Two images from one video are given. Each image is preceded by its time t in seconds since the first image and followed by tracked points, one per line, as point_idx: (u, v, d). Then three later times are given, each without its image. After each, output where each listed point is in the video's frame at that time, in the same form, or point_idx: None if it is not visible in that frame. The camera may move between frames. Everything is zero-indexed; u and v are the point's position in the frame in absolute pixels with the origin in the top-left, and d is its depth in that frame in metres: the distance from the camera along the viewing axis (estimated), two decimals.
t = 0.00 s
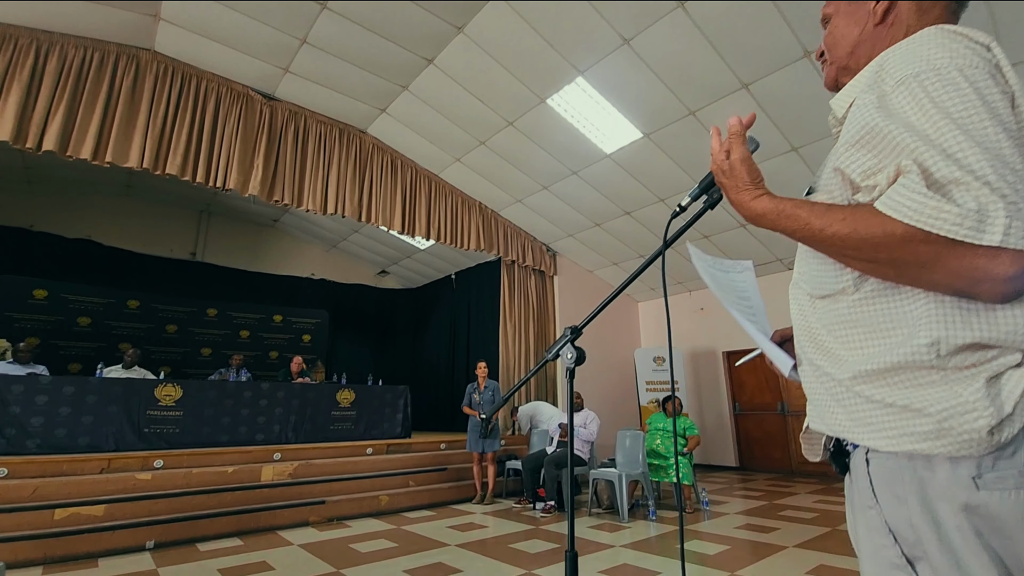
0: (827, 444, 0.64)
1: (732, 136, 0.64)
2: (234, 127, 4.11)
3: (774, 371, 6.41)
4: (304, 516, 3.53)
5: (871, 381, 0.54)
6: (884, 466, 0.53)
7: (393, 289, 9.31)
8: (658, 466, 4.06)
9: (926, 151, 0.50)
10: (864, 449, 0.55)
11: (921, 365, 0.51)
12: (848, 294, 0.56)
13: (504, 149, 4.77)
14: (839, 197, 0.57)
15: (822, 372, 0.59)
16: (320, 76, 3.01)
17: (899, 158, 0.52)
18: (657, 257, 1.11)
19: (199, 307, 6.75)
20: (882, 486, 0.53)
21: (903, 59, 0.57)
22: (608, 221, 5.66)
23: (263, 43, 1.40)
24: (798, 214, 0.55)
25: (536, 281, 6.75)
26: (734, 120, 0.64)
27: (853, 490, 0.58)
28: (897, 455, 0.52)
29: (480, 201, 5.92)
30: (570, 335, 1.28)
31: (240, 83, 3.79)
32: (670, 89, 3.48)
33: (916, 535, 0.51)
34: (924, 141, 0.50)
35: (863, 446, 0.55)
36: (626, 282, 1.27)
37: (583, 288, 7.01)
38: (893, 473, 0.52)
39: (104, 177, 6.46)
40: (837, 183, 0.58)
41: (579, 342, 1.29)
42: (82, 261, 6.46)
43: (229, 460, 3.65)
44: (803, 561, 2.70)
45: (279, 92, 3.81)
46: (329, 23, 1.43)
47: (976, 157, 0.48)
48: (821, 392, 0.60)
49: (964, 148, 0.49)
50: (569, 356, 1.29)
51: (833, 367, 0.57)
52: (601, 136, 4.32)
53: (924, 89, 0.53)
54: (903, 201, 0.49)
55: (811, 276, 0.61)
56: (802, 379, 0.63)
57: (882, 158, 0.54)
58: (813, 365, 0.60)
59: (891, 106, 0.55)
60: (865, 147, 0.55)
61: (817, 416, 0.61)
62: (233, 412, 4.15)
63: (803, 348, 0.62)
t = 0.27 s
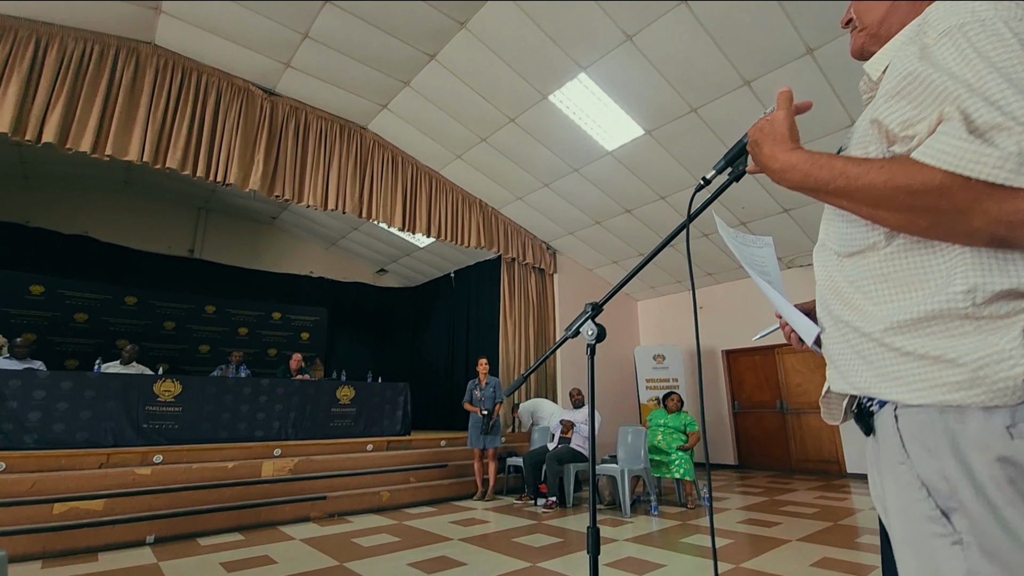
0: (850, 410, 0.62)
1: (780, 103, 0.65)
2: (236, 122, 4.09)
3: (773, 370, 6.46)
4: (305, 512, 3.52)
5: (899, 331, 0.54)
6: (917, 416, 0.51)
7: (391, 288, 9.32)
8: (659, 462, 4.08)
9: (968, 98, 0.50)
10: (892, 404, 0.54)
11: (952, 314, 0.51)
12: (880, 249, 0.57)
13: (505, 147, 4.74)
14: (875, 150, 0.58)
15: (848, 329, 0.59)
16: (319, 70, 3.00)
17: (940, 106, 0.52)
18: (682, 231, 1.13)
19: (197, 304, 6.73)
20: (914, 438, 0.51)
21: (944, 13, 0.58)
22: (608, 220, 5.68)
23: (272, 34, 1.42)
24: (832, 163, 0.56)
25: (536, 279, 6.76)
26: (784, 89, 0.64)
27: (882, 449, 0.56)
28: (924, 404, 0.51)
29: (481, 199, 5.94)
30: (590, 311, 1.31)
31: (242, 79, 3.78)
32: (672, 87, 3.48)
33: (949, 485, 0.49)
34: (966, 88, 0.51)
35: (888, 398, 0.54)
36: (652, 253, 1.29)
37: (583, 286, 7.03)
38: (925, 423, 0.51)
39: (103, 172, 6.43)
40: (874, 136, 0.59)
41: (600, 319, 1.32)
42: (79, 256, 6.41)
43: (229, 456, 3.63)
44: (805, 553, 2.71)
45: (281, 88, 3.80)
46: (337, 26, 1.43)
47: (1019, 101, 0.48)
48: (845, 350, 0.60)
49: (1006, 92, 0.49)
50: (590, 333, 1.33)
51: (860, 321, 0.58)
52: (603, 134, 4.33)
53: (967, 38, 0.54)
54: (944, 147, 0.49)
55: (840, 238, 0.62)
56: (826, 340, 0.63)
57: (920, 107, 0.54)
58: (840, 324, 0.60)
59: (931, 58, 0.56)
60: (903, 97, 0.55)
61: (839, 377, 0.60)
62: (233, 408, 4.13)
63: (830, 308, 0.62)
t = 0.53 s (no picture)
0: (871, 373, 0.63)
1: (805, 60, 0.67)
2: (234, 116, 4.07)
3: (771, 367, 6.51)
4: (305, 507, 3.51)
5: (930, 280, 0.56)
6: (949, 367, 0.53)
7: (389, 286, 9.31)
8: (660, 458, 4.10)
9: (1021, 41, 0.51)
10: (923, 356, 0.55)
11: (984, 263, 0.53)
12: (910, 203, 0.60)
13: (505, 143, 4.71)
14: (915, 101, 0.58)
15: (874, 283, 0.61)
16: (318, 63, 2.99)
17: (991, 49, 0.53)
18: (701, 202, 1.15)
19: (195, 301, 6.71)
20: (946, 389, 0.53)
21: None
22: (607, 217, 5.68)
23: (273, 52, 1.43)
24: (878, 120, 0.56)
25: (534, 277, 6.77)
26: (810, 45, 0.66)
27: (907, 405, 0.56)
28: (955, 351, 0.52)
29: (480, 196, 5.94)
30: (607, 285, 1.32)
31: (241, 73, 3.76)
32: (674, 82, 3.49)
33: (985, 433, 0.49)
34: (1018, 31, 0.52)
35: (915, 349, 0.55)
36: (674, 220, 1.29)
37: (581, 284, 7.05)
38: (956, 372, 0.52)
39: (100, 168, 6.40)
40: (914, 85, 0.59)
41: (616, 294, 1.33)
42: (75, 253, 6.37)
43: (229, 451, 3.61)
44: (807, 545, 2.72)
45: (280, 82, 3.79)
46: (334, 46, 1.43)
47: None
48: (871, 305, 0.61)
49: None
50: (607, 307, 1.34)
51: (888, 274, 0.59)
52: (604, 131, 4.33)
53: None
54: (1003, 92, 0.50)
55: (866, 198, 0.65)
56: (848, 297, 0.64)
57: (966, 53, 0.54)
58: (866, 278, 0.62)
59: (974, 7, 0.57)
60: (949, 44, 0.56)
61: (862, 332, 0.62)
62: (231, 404, 4.11)
63: (855, 264, 0.64)
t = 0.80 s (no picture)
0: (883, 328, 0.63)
1: (829, 10, 0.66)
2: (233, 111, 4.07)
3: (769, 365, 6.58)
4: (304, 501, 3.50)
5: (952, 225, 0.57)
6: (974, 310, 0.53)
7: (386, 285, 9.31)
8: (659, 453, 4.10)
9: None
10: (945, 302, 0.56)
11: (1010, 205, 0.55)
12: (932, 152, 0.61)
13: (504, 139, 4.74)
14: (941, 45, 0.59)
15: (894, 231, 0.62)
16: (319, 59, 3.00)
17: None
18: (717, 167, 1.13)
19: (192, 299, 6.72)
20: (972, 330, 0.53)
21: None
22: (605, 214, 5.71)
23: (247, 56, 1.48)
24: (910, 65, 0.57)
25: (532, 275, 6.81)
26: None
27: (927, 351, 0.56)
28: (982, 291, 0.53)
29: (478, 193, 5.97)
30: (619, 255, 1.29)
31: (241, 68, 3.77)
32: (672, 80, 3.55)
33: (1012, 370, 0.50)
34: None
35: (944, 293, 0.56)
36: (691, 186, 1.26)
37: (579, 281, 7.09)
38: (984, 312, 0.53)
39: (97, 164, 6.38)
40: (939, 32, 0.60)
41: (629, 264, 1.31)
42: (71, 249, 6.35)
43: (228, 446, 3.61)
44: (807, 537, 2.74)
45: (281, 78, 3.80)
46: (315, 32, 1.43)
47: None
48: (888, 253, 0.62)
49: None
50: (618, 278, 1.31)
51: (909, 221, 0.60)
52: (603, 126, 4.38)
53: None
54: None
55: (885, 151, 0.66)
56: (864, 250, 0.65)
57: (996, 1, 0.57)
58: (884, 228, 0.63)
59: None
60: None
61: (874, 282, 0.63)
62: (230, 399, 4.11)
63: (871, 215, 0.65)
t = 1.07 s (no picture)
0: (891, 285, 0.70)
1: None
2: (233, 106, 4.09)
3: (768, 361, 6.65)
4: (304, 494, 3.52)
5: (956, 176, 0.62)
6: (980, 256, 0.59)
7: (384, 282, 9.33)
8: (659, 447, 4.14)
9: None
10: (952, 251, 0.62)
11: (1013, 150, 0.59)
12: (939, 104, 0.65)
13: (503, 135, 4.77)
14: None
15: (904, 185, 0.67)
16: (319, 57, 3.04)
17: None
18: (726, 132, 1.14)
19: (192, 295, 6.81)
20: (979, 275, 0.59)
21: None
22: (604, 210, 5.74)
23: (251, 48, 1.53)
24: (919, 17, 0.60)
25: (531, 271, 6.87)
26: None
27: (940, 297, 0.63)
28: (984, 237, 0.59)
29: (477, 189, 6.01)
30: (628, 225, 1.27)
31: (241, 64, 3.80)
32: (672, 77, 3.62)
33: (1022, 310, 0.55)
34: None
35: (950, 243, 0.61)
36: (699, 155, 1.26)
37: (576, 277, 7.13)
38: (989, 257, 0.58)
39: (96, 161, 6.39)
40: None
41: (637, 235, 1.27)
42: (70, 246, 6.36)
43: (229, 439, 3.64)
44: (806, 527, 2.77)
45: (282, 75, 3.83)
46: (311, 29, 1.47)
47: None
48: (898, 209, 0.69)
49: None
50: (627, 249, 1.26)
51: (917, 175, 0.66)
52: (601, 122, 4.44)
53: None
54: None
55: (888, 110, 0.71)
56: (876, 205, 0.71)
57: None
58: (892, 185, 0.69)
59: None
60: None
61: (887, 236, 0.69)
62: (230, 394, 4.13)
63: (881, 171, 0.70)
